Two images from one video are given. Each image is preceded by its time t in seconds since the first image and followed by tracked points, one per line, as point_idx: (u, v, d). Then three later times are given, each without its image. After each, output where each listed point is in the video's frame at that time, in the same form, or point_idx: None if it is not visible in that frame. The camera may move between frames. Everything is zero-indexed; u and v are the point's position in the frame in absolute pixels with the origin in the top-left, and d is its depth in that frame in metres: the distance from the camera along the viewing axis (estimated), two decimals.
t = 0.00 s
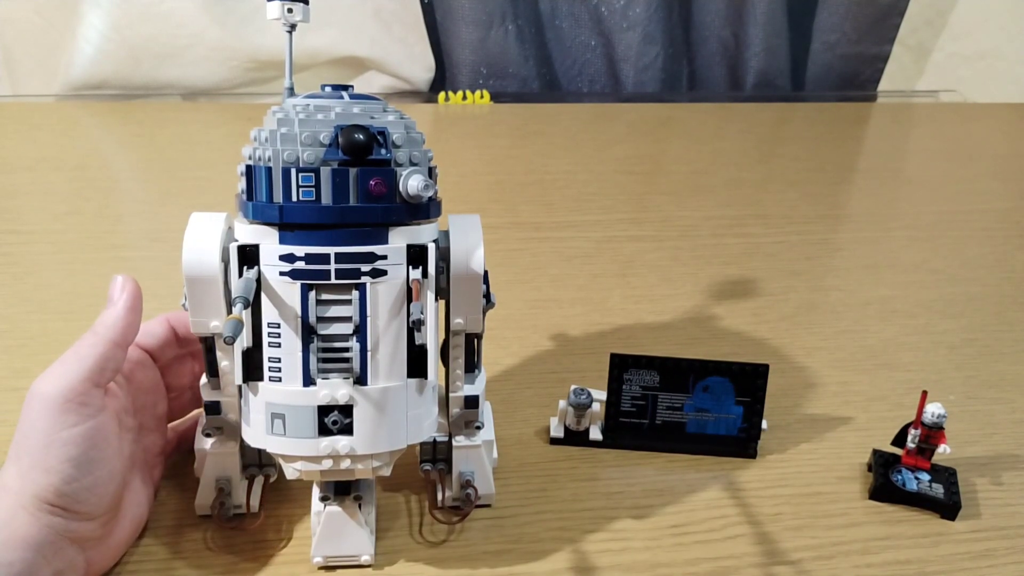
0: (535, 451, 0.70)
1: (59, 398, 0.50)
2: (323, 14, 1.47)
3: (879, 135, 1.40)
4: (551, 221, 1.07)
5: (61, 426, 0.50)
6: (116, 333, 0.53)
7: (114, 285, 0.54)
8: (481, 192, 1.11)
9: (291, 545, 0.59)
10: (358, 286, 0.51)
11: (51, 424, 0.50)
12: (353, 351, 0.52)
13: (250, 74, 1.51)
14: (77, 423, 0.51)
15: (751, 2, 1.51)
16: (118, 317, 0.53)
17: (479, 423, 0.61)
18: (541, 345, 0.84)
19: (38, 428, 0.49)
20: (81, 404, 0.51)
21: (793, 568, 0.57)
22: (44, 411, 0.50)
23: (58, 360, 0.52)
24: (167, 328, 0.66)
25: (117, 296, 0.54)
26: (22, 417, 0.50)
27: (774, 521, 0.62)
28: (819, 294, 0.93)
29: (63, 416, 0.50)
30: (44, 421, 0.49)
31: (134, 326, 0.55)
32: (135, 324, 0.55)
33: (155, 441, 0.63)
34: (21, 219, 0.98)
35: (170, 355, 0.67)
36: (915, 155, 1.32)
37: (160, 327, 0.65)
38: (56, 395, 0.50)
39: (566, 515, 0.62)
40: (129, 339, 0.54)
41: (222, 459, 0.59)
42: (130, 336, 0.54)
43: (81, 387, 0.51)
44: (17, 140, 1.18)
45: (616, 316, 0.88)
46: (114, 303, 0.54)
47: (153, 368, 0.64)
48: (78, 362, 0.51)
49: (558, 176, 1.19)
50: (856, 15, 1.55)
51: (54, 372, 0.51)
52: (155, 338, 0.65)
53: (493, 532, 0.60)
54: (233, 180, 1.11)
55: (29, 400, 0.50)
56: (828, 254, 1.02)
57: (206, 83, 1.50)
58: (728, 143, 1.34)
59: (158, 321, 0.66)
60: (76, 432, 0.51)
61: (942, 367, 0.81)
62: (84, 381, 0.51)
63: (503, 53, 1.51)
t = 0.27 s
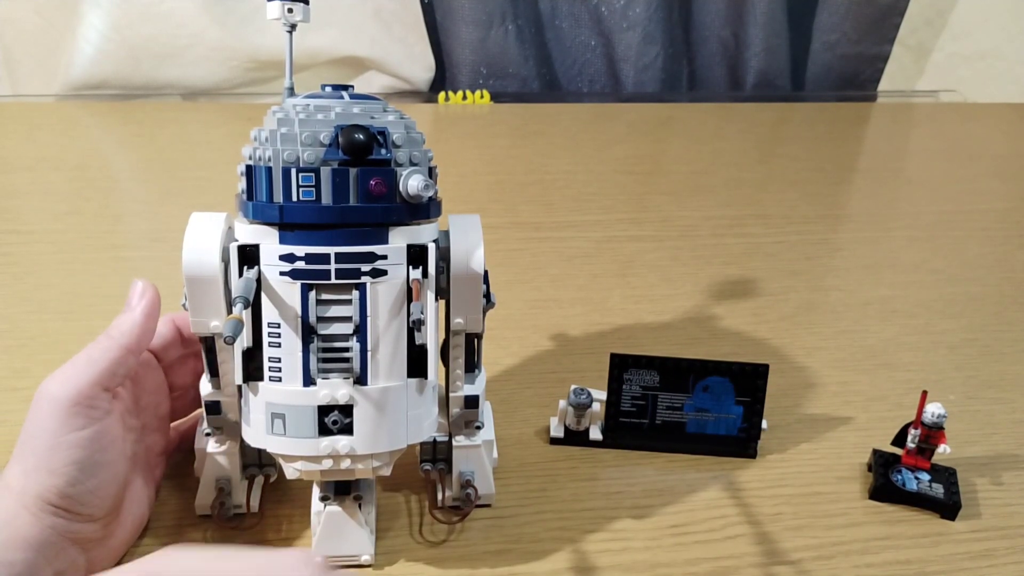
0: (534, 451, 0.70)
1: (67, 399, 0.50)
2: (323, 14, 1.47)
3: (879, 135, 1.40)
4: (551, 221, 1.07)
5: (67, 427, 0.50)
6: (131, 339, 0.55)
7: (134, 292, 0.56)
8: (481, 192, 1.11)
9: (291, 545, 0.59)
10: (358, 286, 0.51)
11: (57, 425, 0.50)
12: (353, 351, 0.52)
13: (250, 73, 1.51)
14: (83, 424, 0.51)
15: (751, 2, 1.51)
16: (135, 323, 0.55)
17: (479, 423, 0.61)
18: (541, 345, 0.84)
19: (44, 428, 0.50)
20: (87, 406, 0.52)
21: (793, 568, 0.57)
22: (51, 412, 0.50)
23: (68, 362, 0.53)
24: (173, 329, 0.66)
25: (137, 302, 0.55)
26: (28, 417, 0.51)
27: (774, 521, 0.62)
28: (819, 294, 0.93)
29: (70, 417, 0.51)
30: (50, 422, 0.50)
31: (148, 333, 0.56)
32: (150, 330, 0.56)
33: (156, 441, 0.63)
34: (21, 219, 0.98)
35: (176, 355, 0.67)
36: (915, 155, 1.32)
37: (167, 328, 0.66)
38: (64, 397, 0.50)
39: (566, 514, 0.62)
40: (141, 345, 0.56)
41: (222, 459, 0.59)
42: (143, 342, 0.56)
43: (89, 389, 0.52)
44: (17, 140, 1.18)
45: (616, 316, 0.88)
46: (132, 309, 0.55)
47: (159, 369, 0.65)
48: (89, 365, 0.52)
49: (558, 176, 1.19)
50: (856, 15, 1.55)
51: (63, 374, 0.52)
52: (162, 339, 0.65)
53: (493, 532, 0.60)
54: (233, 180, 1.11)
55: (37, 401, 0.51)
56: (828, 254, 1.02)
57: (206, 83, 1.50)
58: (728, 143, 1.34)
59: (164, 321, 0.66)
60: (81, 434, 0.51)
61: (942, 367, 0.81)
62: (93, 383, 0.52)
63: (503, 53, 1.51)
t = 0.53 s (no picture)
0: (534, 451, 0.70)
1: (78, 403, 0.51)
2: (323, 14, 1.47)
3: (879, 135, 1.40)
4: (551, 221, 1.07)
5: (73, 429, 0.50)
6: (147, 348, 0.56)
7: (159, 305, 0.58)
8: (481, 192, 1.11)
9: (291, 545, 0.59)
10: (358, 286, 0.51)
11: (63, 427, 0.50)
12: (353, 351, 0.52)
13: (250, 74, 1.51)
14: (90, 427, 0.51)
15: (751, 2, 1.51)
16: (155, 334, 0.57)
17: (479, 423, 0.61)
18: (541, 345, 0.84)
19: (51, 429, 0.50)
20: (95, 409, 0.52)
21: (793, 568, 0.57)
22: (58, 413, 0.50)
23: (80, 364, 0.53)
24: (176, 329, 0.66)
25: (161, 315, 0.57)
26: (36, 418, 0.51)
27: (774, 521, 0.62)
28: (819, 294, 0.93)
29: (79, 421, 0.51)
30: (59, 424, 0.50)
31: (167, 345, 0.58)
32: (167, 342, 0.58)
33: (157, 441, 0.63)
34: (21, 219, 0.98)
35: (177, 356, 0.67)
36: (915, 155, 1.32)
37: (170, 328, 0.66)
38: (75, 400, 0.51)
39: (566, 514, 0.62)
40: (157, 355, 0.57)
41: (221, 459, 0.59)
42: (160, 353, 0.57)
43: (100, 394, 0.52)
44: (18, 140, 1.18)
45: (616, 316, 0.88)
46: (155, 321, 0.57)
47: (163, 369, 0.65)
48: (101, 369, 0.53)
49: (558, 176, 1.19)
50: (856, 15, 1.55)
51: (73, 377, 0.52)
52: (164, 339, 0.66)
53: (493, 532, 0.60)
54: (233, 180, 1.11)
55: (48, 403, 0.51)
56: (828, 254, 1.02)
57: (206, 83, 1.50)
58: (728, 143, 1.34)
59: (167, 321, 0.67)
60: (89, 437, 0.51)
61: (942, 367, 0.81)
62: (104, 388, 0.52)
63: (503, 53, 1.51)
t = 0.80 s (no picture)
0: (534, 451, 0.70)
1: (73, 404, 0.51)
2: (323, 14, 1.47)
3: (879, 135, 1.40)
4: (551, 221, 1.07)
5: (71, 430, 0.50)
6: (139, 344, 0.56)
7: (147, 300, 0.58)
8: (481, 192, 1.11)
9: (291, 545, 0.59)
10: (358, 286, 0.51)
11: (61, 428, 0.50)
12: (353, 351, 0.52)
13: (250, 74, 1.51)
14: (88, 428, 0.51)
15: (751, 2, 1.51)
16: (145, 329, 0.56)
17: (479, 423, 0.61)
18: (541, 345, 0.84)
19: (47, 431, 0.50)
20: (92, 409, 0.52)
21: (793, 568, 0.57)
22: (54, 414, 0.50)
23: (76, 365, 0.53)
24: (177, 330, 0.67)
25: (151, 310, 0.57)
26: (33, 420, 0.51)
27: (774, 521, 0.62)
28: (819, 294, 0.93)
29: (76, 421, 0.51)
30: (55, 425, 0.50)
31: (158, 340, 0.57)
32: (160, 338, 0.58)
33: (156, 441, 0.63)
34: (21, 219, 0.98)
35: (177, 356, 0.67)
36: (914, 155, 1.32)
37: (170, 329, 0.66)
38: (70, 401, 0.51)
39: (566, 514, 0.62)
40: (150, 351, 0.57)
41: (222, 459, 0.59)
42: (152, 348, 0.57)
43: (95, 394, 0.52)
44: (18, 140, 1.18)
45: (616, 316, 0.88)
46: (145, 317, 0.57)
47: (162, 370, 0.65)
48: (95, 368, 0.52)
49: (558, 176, 1.19)
50: (856, 15, 1.55)
51: (70, 377, 0.52)
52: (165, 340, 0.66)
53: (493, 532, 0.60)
54: (234, 180, 1.11)
55: (44, 403, 0.51)
56: (828, 254, 1.02)
57: (206, 83, 1.50)
58: (728, 143, 1.34)
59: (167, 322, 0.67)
60: (86, 438, 0.51)
61: (942, 367, 0.81)
62: (99, 388, 0.52)
63: (503, 52, 1.51)
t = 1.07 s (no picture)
0: (535, 451, 0.70)
1: (67, 403, 0.50)
2: (323, 14, 1.47)
3: (879, 135, 1.40)
4: (551, 221, 1.07)
5: (67, 431, 0.50)
6: (128, 340, 0.55)
7: (133, 294, 0.56)
8: (481, 192, 1.11)
9: (290, 545, 0.59)
10: (358, 286, 0.51)
11: (56, 429, 0.50)
12: (353, 351, 0.52)
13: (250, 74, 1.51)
14: (84, 428, 0.51)
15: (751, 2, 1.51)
16: (132, 324, 0.55)
17: (479, 423, 0.61)
18: (541, 345, 0.84)
19: (42, 431, 0.50)
20: (88, 409, 0.52)
21: (793, 568, 0.57)
22: (48, 414, 0.50)
23: (69, 364, 0.53)
24: (175, 329, 0.66)
25: (135, 305, 0.55)
26: (28, 420, 0.51)
27: (774, 521, 0.62)
28: (819, 294, 0.93)
29: (70, 421, 0.50)
30: (50, 425, 0.50)
31: (147, 334, 0.56)
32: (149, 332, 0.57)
33: (157, 441, 0.63)
34: (21, 219, 0.98)
35: (176, 355, 0.67)
36: (915, 155, 1.32)
37: (169, 328, 0.66)
38: (64, 400, 0.50)
39: (566, 514, 0.62)
40: (140, 346, 0.56)
41: (222, 459, 0.59)
42: (142, 343, 0.55)
43: (88, 392, 0.52)
44: (18, 140, 1.18)
45: (616, 316, 0.88)
46: (130, 311, 0.55)
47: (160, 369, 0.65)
48: (88, 367, 0.52)
49: (558, 176, 1.19)
50: (857, 15, 1.55)
51: (64, 376, 0.52)
52: (163, 340, 0.65)
53: (493, 532, 0.60)
54: (234, 179, 1.11)
55: (38, 404, 0.51)
56: (828, 254, 1.02)
57: (206, 83, 1.50)
58: (729, 143, 1.34)
59: (166, 321, 0.66)
60: (82, 437, 0.51)
61: (942, 367, 0.81)
62: (92, 386, 0.52)
63: (503, 53, 1.51)
